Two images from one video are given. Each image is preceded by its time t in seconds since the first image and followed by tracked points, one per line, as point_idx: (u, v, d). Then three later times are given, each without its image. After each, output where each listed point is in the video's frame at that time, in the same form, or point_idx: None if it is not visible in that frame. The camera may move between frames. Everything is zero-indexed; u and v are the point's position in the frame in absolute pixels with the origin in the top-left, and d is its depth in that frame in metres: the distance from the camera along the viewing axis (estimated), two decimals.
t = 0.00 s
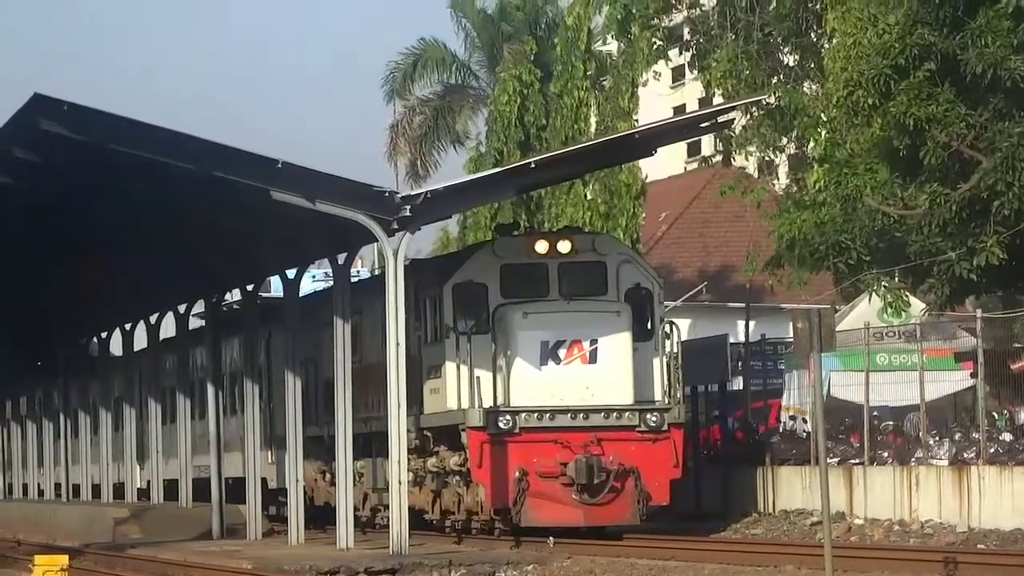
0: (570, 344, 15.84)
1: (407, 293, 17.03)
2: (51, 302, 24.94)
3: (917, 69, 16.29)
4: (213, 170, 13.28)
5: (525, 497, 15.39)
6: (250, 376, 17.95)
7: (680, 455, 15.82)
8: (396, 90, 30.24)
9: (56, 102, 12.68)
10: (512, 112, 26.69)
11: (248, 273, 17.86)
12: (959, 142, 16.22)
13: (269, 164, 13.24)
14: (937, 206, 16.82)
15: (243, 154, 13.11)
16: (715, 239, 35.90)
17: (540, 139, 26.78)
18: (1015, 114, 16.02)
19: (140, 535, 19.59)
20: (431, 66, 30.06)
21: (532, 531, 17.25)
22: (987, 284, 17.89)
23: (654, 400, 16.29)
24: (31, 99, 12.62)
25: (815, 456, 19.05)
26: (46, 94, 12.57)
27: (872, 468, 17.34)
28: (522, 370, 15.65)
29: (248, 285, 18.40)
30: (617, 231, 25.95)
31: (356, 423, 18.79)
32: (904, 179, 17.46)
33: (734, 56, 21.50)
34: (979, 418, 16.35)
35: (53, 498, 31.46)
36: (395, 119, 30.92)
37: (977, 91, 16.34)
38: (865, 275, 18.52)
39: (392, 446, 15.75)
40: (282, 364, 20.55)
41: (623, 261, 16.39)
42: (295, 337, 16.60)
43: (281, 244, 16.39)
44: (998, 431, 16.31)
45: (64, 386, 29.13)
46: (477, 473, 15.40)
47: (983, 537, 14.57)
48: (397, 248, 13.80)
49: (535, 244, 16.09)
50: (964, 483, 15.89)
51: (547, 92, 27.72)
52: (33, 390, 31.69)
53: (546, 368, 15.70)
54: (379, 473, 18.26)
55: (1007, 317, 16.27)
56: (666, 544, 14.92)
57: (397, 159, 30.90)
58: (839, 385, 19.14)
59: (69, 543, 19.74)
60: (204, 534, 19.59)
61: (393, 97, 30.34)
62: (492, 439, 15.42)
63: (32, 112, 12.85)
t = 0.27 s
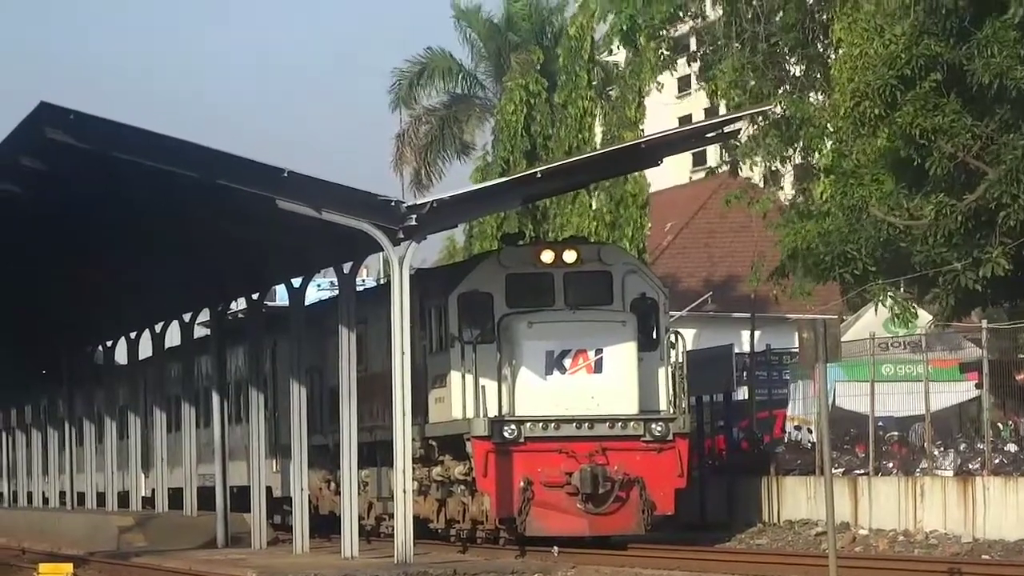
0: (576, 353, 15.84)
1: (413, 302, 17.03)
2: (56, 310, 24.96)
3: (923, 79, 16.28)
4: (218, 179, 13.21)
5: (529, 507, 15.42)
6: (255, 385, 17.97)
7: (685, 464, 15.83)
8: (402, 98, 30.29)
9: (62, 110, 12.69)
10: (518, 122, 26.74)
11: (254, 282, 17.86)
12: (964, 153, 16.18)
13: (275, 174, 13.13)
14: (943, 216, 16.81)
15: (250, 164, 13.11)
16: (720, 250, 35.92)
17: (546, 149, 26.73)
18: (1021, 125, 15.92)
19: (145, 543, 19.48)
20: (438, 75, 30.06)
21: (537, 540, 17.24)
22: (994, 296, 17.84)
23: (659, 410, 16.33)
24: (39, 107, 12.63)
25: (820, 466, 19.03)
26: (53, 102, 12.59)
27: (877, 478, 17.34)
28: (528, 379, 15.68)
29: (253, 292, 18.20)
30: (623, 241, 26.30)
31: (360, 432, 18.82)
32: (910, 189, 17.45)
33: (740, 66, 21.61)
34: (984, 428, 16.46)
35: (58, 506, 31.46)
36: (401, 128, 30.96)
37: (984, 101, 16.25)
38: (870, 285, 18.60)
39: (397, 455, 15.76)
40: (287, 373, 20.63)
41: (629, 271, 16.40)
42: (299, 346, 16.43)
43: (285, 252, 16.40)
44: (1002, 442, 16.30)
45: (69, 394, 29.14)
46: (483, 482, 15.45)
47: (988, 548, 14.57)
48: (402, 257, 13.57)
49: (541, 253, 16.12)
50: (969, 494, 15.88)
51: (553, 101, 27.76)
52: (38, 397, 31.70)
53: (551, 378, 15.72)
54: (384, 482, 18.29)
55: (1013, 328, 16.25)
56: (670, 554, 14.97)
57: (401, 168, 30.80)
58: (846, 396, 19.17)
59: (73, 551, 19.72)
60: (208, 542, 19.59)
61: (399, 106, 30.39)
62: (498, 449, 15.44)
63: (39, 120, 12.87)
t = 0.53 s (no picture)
0: (582, 364, 15.84)
1: (419, 313, 17.06)
2: (64, 322, 25.01)
3: (929, 89, 16.24)
4: (226, 192, 13.00)
5: (536, 517, 15.46)
6: (261, 397, 17.99)
7: (691, 475, 15.88)
8: (408, 109, 30.35)
9: (67, 122, 12.63)
10: (525, 132, 26.75)
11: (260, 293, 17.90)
12: (970, 163, 16.07)
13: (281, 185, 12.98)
14: (948, 226, 16.71)
15: (253, 175, 12.86)
16: (726, 260, 35.91)
17: (552, 159, 26.90)
18: None
19: (151, 554, 19.36)
20: (444, 86, 30.15)
21: (543, 551, 17.28)
22: (998, 305, 17.66)
23: (665, 421, 16.32)
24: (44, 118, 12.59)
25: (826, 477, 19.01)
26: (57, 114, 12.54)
27: (883, 488, 17.36)
28: (534, 390, 15.66)
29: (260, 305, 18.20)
30: (628, 252, 26.38)
31: (366, 443, 18.87)
32: (915, 200, 17.43)
33: (744, 77, 21.67)
34: (990, 438, 16.41)
35: (64, 518, 31.44)
36: (407, 138, 31.03)
37: (991, 111, 16.10)
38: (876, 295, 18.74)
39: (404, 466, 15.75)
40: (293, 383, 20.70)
41: (635, 281, 16.41)
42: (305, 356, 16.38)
43: (292, 264, 16.42)
44: (1009, 451, 16.34)
45: (75, 406, 29.15)
46: (489, 493, 15.47)
47: (995, 557, 14.56)
48: (408, 269, 13.33)
49: (547, 264, 16.16)
50: (975, 505, 15.86)
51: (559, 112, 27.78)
52: (45, 410, 31.70)
53: (558, 389, 15.70)
54: (390, 493, 18.33)
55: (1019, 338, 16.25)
56: (674, 565, 14.90)
57: (407, 178, 30.85)
58: (851, 406, 19.16)
59: (79, 563, 19.71)
60: (215, 554, 19.58)
61: (405, 116, 30.46)
62: (504, 459, 15.48)
63: (45, 132, 12.82)
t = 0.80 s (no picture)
0: (589, 374, 15.86)
1: (426, 323, 17.08)
2: (70, 333, 25.02)
3: (935, 99, 16.19)
4: (232, 203, 12.34)
5: (544, 527, 15.45)
6: (269, 408, 18.00)
7: (699, 485, 15.87)
8: (413, 118, 30.38)
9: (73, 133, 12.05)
10: (533, 143, 26.80)
11: (267, 304, 17.93)
12: (977, 172, 16.03)
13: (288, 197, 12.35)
14: (955, 236, 16.68)
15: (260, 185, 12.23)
16: (732, 270, 35.93)
17: (560, 171, 26.79)
18: None
19: (160, 565, 19.10)
20: (450, 95, 30.19)
21: (551, 561, 17.33)
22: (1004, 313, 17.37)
23: (672, 430, 16.37)
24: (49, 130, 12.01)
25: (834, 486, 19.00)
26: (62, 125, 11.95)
27: (891, 498, 17.38)
28: (542, 400, 15.73)
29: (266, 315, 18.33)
30: (634, 262, 26.40)
31: (374, 453, 18.94)
32: (922, 209, 17.45)
33: (750, 89, 21.73)
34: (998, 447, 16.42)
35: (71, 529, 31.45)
36: (412, 148, 31.05)
37: (997, 121, 16.15)
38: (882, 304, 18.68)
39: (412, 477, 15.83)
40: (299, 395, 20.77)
41: (641, 291, 16.43)
42: (312, 368, 16.35)
43: (300, 274, 16.37)
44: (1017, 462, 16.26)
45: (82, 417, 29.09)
46: (497, 503, 15.48)
47: (1004, 567, 14.56)
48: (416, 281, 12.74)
49: (554, 274, 16.17)
50: (983, 514, 15.84)
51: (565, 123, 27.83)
52: (52, 421, 31.72)
53: (565, 399, 15.74)
54: (398, 503, 18.37)
55: None
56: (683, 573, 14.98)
57: (412, 188, 30.82)
58: (858, 417, 19.18)
59: None
60: (223, 565, 19.58)
61: (410, 126, 30.49)
62: (511, 470, 15.45)
63: (50, 143, 12.25)
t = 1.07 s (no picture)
0: (597, 387, 15.88)
1: (435, 335, 17.12)
2: (79, 346, 25.09)
3: (943, 111, 16.10)
4: (236, 215, 12.24)
5: (552, 539, 15.44)
6: (277, 420, 18.04)
7: (707, 496, 15.88)
8: (421, 130, 30.43)
9: (82, 147, 11.96)
10: (542, 156, 26.82)
11: (275, 316, 17.97)
12: (985, 184, 15.73)
13: (295, 210, 12.22)
14: (964, 247, 16.57)
15: (266, 198, 12.11)
16: (741, 282, 35.97)
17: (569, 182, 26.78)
18: None
19: None
20: (458, 107, 30.24)
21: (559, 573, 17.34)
22: (1012, 327, 17.10)
23: (681, 443, 16.38)
24: (58, 144, 11.89)
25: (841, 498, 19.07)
26: (71, 139, 11.84)
27: (899, 510, 17.40)
28: (550, 413, 15.71)
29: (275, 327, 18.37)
30: (641, 274, 26.47)
31: (382, 465, 19.00)
32: (930, 221, 17.42)
33: (759, 101, 21.76)
34: (1007, 460, 16.29)
35: (81, 542, 31.53)
36: (420, 160, 31.14)
37: (1005, 133, 15.79)
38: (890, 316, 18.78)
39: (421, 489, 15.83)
40: (308, 407, 21.01)
41: (649, 303, 16.48)
42: (320, 381, 16.31)
43: (308, 287, 16.38)
44: None
45: (91, 430, 29.13)
46: (505, 515, 15.54)
47: None
48: (423, 292, 12.59)
49: (562, 287, 16.21)
50: (991, 526, 15.79)
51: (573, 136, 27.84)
52: (61, 434, 31.82)
53: (573, 412, 15.73)
54: (406, 515, 18.42)
55: None
56: None
57: (419, 200, 30.96)
58: (865, 427, 19.21)
59: None
60: None
61: (418, 138, 30.56)
62: (520, 482, 15.49)
63: (58, 155, 12.19)
